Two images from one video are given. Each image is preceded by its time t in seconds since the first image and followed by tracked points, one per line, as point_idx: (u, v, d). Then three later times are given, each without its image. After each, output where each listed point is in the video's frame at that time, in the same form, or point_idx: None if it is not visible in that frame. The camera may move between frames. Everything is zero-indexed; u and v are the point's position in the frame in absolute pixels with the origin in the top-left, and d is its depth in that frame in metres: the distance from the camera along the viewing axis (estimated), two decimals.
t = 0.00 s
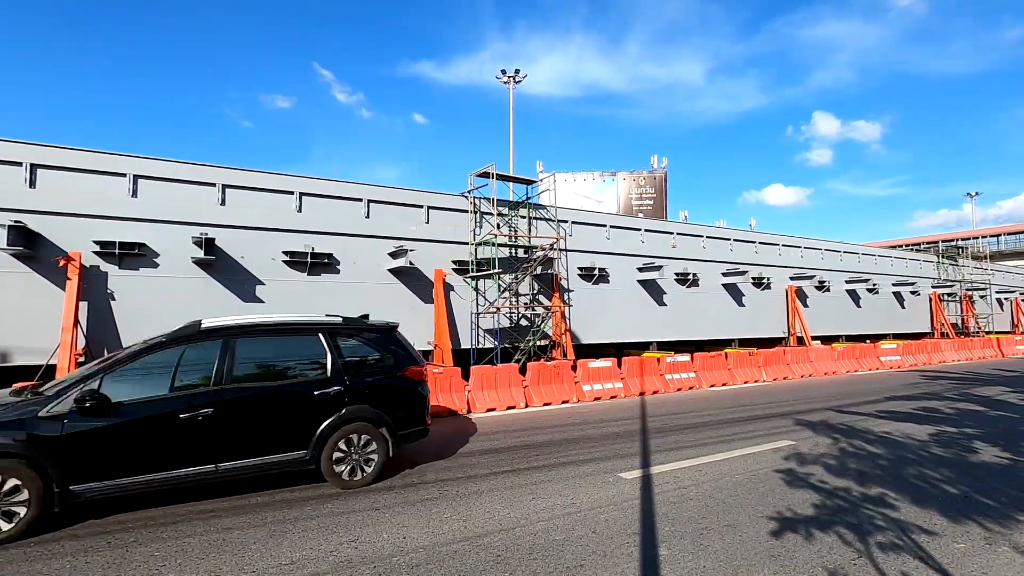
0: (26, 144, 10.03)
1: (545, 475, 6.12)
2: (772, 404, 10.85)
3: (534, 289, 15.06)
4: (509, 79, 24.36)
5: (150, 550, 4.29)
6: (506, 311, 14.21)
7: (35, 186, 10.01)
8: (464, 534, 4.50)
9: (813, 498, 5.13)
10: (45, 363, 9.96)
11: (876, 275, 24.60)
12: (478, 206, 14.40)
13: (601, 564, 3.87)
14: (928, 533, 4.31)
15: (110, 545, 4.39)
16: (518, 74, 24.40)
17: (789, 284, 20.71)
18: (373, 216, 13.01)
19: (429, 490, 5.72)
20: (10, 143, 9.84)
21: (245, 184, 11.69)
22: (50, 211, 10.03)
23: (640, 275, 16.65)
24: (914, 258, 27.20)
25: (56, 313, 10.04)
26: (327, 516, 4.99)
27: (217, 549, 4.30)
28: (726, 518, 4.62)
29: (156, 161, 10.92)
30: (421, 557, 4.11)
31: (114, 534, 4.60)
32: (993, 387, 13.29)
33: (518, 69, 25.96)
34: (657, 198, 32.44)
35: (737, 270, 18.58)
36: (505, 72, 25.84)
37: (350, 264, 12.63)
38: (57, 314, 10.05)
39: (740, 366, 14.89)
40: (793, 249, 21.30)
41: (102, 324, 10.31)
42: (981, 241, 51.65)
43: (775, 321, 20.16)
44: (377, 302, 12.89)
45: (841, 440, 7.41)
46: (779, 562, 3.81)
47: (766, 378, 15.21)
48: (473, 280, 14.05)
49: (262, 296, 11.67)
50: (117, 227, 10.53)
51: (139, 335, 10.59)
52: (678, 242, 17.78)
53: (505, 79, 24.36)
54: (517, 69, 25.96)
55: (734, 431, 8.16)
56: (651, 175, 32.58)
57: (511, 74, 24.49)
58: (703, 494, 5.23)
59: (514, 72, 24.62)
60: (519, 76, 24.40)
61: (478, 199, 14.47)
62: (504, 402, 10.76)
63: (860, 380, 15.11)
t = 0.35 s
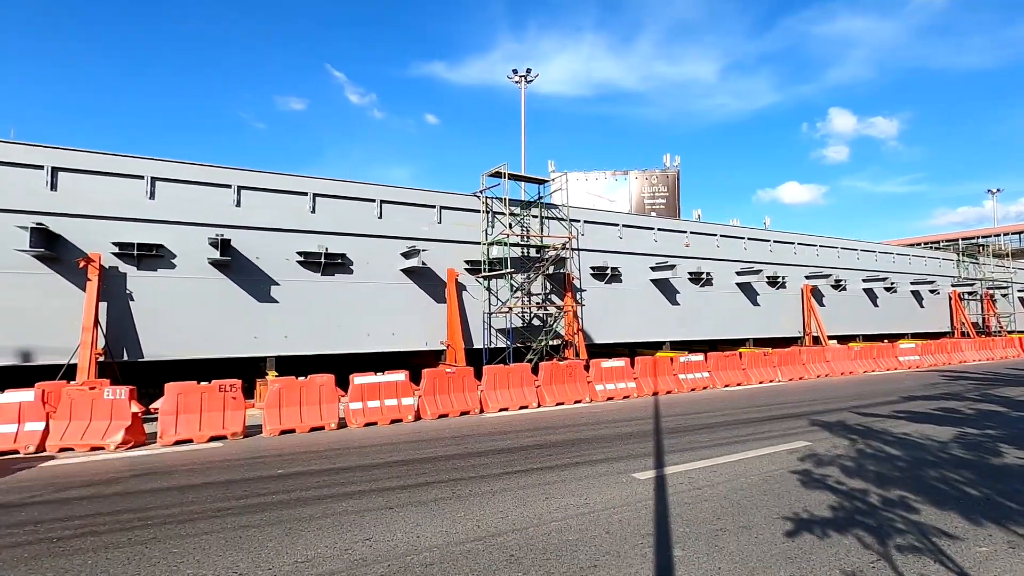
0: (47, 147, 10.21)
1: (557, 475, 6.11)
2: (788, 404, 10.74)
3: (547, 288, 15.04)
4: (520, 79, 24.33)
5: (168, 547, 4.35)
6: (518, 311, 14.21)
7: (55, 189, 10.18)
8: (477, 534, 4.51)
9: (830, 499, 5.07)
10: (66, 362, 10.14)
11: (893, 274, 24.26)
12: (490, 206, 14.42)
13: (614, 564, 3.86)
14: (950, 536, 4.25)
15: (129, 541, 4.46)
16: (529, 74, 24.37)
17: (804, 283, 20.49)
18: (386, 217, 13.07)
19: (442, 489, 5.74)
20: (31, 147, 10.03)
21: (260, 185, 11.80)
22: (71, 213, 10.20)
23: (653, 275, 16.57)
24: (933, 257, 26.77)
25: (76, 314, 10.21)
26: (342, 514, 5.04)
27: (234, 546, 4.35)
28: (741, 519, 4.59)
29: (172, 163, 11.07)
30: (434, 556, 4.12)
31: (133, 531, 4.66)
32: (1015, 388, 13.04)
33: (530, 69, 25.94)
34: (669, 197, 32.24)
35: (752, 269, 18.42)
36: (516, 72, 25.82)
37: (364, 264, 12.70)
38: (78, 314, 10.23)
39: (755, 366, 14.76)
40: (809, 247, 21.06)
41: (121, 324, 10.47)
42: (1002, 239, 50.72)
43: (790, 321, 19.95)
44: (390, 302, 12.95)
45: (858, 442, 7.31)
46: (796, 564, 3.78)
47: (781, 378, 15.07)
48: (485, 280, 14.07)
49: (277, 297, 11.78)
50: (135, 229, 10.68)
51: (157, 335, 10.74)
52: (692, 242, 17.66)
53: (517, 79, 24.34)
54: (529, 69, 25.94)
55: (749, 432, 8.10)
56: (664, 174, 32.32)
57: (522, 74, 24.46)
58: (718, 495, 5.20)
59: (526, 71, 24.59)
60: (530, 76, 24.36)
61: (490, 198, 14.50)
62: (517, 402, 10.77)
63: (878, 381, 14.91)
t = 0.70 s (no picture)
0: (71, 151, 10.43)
1: (572, 476, 6.09)
2: (807, 405, 10.61)
3: (561, 289, 15.03)
4: (533, 79, 24.32)
5: (189, 544, 4.41)
6: (532, 311, 14.21)
7: (79, 193, 10.40)
8: (492, 534, 4.52)
9: (850, 503, 5.00)
10: (88, 362, 10.34)
11: (914, 274, 23.86)
12: (503, 206, 14.44)
13: (630, 566, 3.84)
14: (973, 541, 4.17)
15: (151, 538, 4.54)
16: (542, 74, 24.35)
17: (822, 283, 20.23)
18: (400, 218, 13.14)
19: (457, 489, 5.76)
20: (55, 151, 10.24)
21: (277, 187, 11.93)
22: (93, 216, 10.40)
23: (668, 275, 16.47)
24: (955, 256, 26.28)
25: (98, 314, 10.41)
26: (358, 513, 5.08)
27: (253, 544, 4.41)
28: (759, 522, 4.55)
29: (191, 166, 11.24)
30: (450, 556, 4.14)
31: (156, 527, 4.75)
32: None
33: (544, 69, 25.92)
34: (684, 196, 32.02)
35: (768, 269, 18.23)
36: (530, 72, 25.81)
37: (378, 265, 12.78)
38: (100, 314, 10.43)
39: (772, 367, 14.61)
40: (827, 247, 20.79)
41: (142, 324, 10.65)
42: None
43: (808, 321, 19.71)
44: (404, 303, 13.02)
45: (878, 444, 7.21)
46: (815, 568, 3.74)
47: (799, 379, 14.90)
48: (499, 280, 14.09)
49: (294, 297, 11.90)
50: (155, 231, 10.85)
51: (176, 335, 10.90)
52: (707, 241, 17.53)
53: (530, 79, 24.33)
54: (543, 69, 25.92)
55: (766, 433, 8.02)
56: (677, 173, 32.19)
57: (535, 74, 24.45)
58: (735, 497, 5.16)
59: (539, 71, 24.57)
60: (543, 76, 24.34)
61: (504, 199, 14.52)
62: (531, 402, 10.77)
63: (899, 382, 14.67)
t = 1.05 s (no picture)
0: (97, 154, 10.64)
1: (589, 476, 6.09)
2: (828, 406, 10.46)
3: (577, 288, 15.01)
4: (549, 78, 24.26)
5: (212, 539, 4.49)
6: (548, 310, 14.21)
7: (105, 195, 10.62)
8: (510, 533, 4.53)
9: (874, 505, 4.93)
10: (114, 360, 10.55)
11: (939, 271, 23.39)
12: (519, 206, 14.45)
13: (649, 566, 3.83)
14: (1003, 546, 4.09)
15: (175, 533, 4.62)
16: (558, 73, 24.28)
17: (844, 281, 19.92)
18: (417, 217, 13.21)
19: (475, 488, 5.79)
20: (82, 154, 10.46)
21: (295, 188, 12.06)
22: (118, 218, 10.61)
23: (686, 273, 16.33)
24: (982, 253, 25.68)
25: (123, 314, 10.62)
26: (377, 511, 5.12)
27: (275, 540, 4.47)
28: (781, 524, 4.50)
29: (213, 168, 11.41)
30: (469, 554, 4.16)
31: (180, 523, 4.83)
32: None
33: (559, 67, 25.85)
34: (701, 193, 31.79)
35: (788, 267, 17.99)
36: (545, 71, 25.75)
37: (396, 265, 12.87)
38: (125, 314, 10.64)
39: (792, 367, 14.42)
40: (848, 244, 20.46)
41: (166, 324, 10.84)
42: None
43: (829, 320, 19.42)
44: (421, 302, 13.09)
45: (903, 445, 7.09)
46: (839, 572, 3.69)
47: (820, 379, 14.69)
48: (515, 279, 14.09)
49: (312, 297, 12.03)
50: (177, 232, 11.03)
51: (199, 335, 11.09)
52: (725, 240, 17.37)
53: (546, 78, 24.28)
54: (558, 67, 25.84)
55: (787, 434, 7.92)
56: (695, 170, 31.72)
57: (551, 72, 24.39)
58: (756, 498, 5.11)
59: (554, 70, 24.49)
60: (559, 75, 24.27)
61: (520, 198, 14.52)
62: (547, 401, 10.77)
63: (923, 382, 14.39)
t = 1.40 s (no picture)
0: (119, 155, 10.82)
1: (606, 474, 6.07)
2: (848, 404, 10.32)
3: (592, 285, 14.96)
4: (563, 74, 24.18)
5: (233, 533, 4.56)
6: (564, 308, 14.18)
7: (128, 195, 10.81)
8: (527, 530, 4.54)
9: (896, 505, 4.85)
10: (137, 357, 10.75)
11: (963, 268, 22.94)
12: (534, 203, 14.44)
13: (667, 565, 3.81)
14: None
15: (198, 527, 4.70)
16: (573, 69, 24.20)
17: (865, 278, 19.62)
18: (432, 215, 13.25)
19: (491, 485, 5.81)
20: (105, 155, 10.66)
21: (312, 187, 12.17)
22: (140, 218, 10.79)
23: (703, 270, 16.18)
24: (1009, 249, 25.12)
25: (146, 312, 10.81)
26: (394, 507, 5.16)
27: (294, 535, 4.53)
28: (801, 524, 4.45)
29: (232, 168, 11.54)
30: (486, 551, 4.18)
31: (202, 517, 4.91)
32: None
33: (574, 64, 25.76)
34: (718, 189, 31.71)
35: (807, 264, 17.77)
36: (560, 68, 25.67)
37: (412, 263, 12.92)
38: (148, 312, 10.83)
39: (812, 365, 14.24)
40: (869, 240, 20.13)
41: (187, 322, 11.01)
42: None
43: (849, 317, 19.14)
44: (437, 300, 13.14)
45: (926, 445, 6.97)
46: (860, 573, 3.64)
47: (840, 378, 14.48)
48: (530, 277, 14.07)
49: (329, 295, 12.14)
50: (198, 231, 11.19)
51: (219, 332, 11.25)
52: (742, 236, 17.19)
53: (560, 75, 24.20)
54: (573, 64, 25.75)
55: (807, 433, 7.83)
56: (711, 167, 31.77)
57: (566, 69, 24.30)
58: (775, 498, 5.06)
59: (569, 66, 24.40)
60: (573, 71, 24.18)
61: (534, 195, 14.50)
62: (563, 399, 10.76)
63: (947, 381, 14.13)
